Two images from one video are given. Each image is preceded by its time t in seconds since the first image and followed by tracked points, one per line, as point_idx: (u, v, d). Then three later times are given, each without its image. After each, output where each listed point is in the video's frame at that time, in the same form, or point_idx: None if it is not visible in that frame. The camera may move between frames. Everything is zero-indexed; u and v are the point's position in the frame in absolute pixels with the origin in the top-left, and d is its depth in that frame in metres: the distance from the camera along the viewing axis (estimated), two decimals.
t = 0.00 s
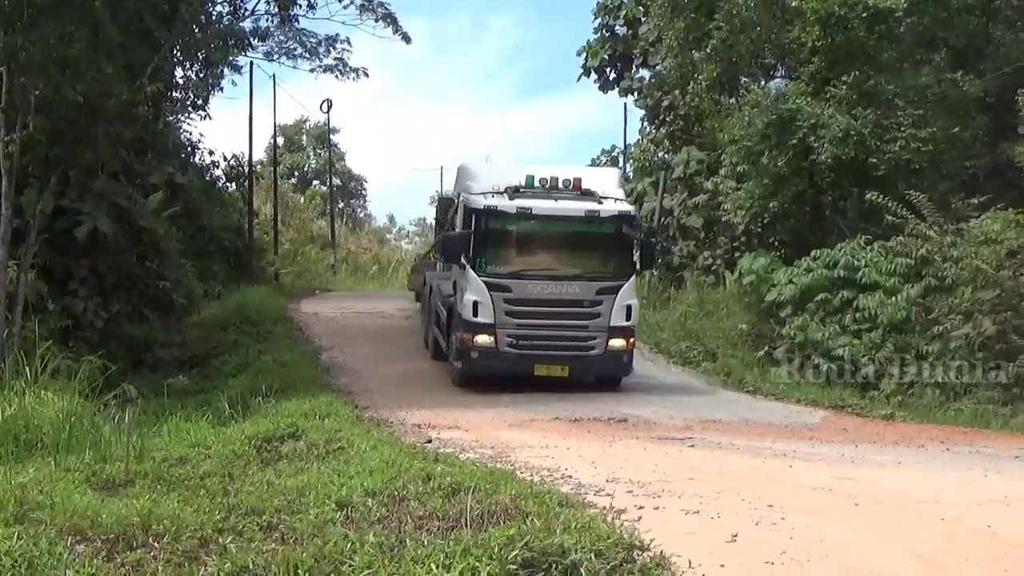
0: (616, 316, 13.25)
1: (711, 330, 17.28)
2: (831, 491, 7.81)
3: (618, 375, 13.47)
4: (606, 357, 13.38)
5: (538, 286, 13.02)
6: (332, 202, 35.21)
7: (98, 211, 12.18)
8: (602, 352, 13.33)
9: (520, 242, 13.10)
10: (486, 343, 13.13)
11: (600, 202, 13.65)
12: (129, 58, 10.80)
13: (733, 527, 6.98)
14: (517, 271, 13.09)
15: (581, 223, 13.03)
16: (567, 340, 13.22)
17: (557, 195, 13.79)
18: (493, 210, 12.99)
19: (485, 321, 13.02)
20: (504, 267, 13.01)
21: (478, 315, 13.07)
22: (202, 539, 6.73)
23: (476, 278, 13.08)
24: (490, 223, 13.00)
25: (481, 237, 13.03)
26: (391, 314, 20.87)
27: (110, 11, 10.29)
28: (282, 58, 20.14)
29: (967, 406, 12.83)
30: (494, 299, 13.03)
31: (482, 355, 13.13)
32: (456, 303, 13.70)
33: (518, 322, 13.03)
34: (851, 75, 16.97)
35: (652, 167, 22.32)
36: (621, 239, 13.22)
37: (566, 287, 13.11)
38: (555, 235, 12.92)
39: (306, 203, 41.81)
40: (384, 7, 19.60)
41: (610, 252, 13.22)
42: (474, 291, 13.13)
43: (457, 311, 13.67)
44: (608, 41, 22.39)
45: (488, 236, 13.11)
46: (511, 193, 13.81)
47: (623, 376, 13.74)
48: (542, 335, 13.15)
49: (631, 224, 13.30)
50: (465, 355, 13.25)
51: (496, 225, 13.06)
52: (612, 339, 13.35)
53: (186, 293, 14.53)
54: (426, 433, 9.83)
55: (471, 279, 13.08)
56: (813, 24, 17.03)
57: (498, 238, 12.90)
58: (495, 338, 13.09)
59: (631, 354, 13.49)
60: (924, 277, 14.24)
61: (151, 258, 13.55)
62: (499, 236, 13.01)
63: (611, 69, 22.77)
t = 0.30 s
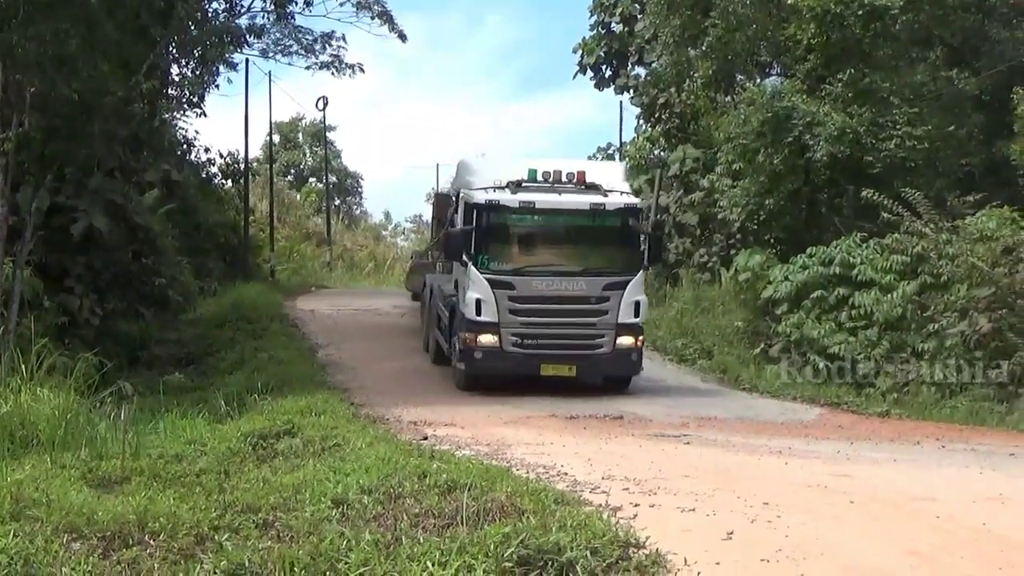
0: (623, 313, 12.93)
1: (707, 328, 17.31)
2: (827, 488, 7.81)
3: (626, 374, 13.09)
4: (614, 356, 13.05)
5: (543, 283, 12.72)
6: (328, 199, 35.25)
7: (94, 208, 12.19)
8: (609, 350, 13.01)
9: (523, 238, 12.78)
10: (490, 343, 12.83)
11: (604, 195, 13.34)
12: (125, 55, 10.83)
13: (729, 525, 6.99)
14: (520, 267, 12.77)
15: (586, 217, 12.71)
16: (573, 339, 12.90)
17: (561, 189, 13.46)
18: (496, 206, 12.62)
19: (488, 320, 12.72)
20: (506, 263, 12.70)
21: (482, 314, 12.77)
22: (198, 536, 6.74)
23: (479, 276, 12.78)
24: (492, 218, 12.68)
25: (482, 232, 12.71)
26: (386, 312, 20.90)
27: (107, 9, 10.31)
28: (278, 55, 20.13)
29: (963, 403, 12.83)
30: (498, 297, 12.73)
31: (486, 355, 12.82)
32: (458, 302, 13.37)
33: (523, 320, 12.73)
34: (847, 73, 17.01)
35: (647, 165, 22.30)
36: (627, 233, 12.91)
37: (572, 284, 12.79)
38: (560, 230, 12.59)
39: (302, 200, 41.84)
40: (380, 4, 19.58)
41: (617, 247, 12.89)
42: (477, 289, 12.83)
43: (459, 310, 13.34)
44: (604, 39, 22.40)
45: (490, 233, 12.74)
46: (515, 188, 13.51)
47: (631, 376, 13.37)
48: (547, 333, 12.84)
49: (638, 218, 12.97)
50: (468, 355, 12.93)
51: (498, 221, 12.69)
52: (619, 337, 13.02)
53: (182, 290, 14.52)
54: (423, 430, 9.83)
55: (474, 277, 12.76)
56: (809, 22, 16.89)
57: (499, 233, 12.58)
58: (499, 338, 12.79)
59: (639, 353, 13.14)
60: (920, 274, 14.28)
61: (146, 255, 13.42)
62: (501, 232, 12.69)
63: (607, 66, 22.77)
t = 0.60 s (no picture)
0: (631, 313, 12.62)
1: (701, 328, 17.30)
2: (821, 488, 7.80)
3: (635, 376, 12.80)
4: (622, 357, 12.74)
5: (549, 283, 12.39)
6: (323, 198, 35.28)
7: (89, 206, 12.17)
8: (617, 351, 12.71)
9: (527, 235, 12.48)
10: (494, 344, 12.47)
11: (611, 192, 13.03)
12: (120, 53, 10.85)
13: (723, 524, 6.98)
14: (525, 267, 12.44)
15: (593, 213, 12.46)
16: (579, 340, 12.58)
17: (566, 185, 13.13)
18: (498, 204, 12.34)
19: (492, 320, 12.36)
20: (509, 262, 12.38)
21: (485, 314, 12.40)
22: (192, 535, 6.74)
23: (481, 275, 12.41)
24: (494, 215, 12.37)
25: (485, 230, 12.39)
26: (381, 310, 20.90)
27: (102, 6, 10.34)
28: (273, 54, 20.12)
29: (957, 403, 12.82)
30: (502, 296, 12.37)
31: (490, 357, 12.45)
32: (460, 302, 12.99)
33: (528, 320, 12.39)
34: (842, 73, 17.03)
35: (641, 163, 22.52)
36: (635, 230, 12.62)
37: (578, 283, 12.47)
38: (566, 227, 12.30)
39: (297, 199, 41.87)
40: (375, 3, 19.59)
41: (624, 245, 12.63)
42: (480, 288, 12.44)
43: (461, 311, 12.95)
44: (599, 38, 22.45)
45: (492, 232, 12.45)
46: (519, 185, 13.20)
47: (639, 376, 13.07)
48: (553, 334, 12.50)
49: (646, 215, 12.63)
50: (471, 357, 12.57)
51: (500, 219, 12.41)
52: (627, 338, 12.72)
53: (176, 289, 14.50)
54: (417, 429, 9.83)
55: (477, 277, 12.40)
56: (804, 22, 17.04)
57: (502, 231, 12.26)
58: (503, 339, 12.43)
59: (648, 353, 12.84)
60: (914, 274, 14.31)
61: (140, 252, 13.46)
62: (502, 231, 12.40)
63: (602, 66, 22.82)
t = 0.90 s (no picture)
0: (639, 316, 12.46)
1: (693, 329, 17.32)
2: (811, 489, 7.82)
3: (642, 381, 12.64)
4: (629, 362, 12.58)
5: (553, 284, 12.20)
6: (315, 197, 35.33)
7: (80, 205, 12.17)
8: (624, 356, 12.54)
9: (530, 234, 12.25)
10: (496, 348, 12.26)
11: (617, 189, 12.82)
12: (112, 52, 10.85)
13: (713, 525, 7.00)
14: (528, 266, 12.23)
15: (598, 211, 12.26)
16: (586, 343, 12.40)
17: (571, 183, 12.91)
18: (501, 202, 12.11)
19: (494, 323, 12.16)
20: (512, 262, 12.18)
21: (487, 317, 12.17)
22: (183, 535, 6.75)
23: (484, 275, 12.18)
24: (496, 212, 12.16)
25: (487, 229, 12.18)
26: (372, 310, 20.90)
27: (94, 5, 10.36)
28: (265, 53, 20.09)
29: (947, 405, 12.86)
30: (505, 298, 12.15)
31: (493, 361, 12.25)
32: (460, 304, 12.75)
33: (532, 323, 12.20)
34: (834, 75, 17.23)
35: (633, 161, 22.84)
36: (642, 230, 12.38)
37: (584, 285, 12.29)
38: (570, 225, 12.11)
39: (289, 198, 41.91)
40: (367, 3, 19.58)
41: (631, 246, 12.44)
42: (483, 290, 12.20)
43: (461, 313, 12.71)
44: (592, 38, 22.43)
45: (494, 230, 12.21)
46: (523, 183, 12.95)
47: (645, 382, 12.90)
48: (558, 338, 12.33)
49: (653, 214, 12.40)
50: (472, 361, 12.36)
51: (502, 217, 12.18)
52: (634, 342, 12.55)
53: (167, 288, 14.48)
54: (408, 430, 9.82)
55: (479, 277, 12.17)
56: (796, 23, 17.11)
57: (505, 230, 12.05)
58: (506, 342, 12.24)
59: (655, 359, 12.68)
60: (905, 276, 14.31)
61: (132, 251, 13.50)
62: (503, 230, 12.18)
63: (594, 67, 22.83)
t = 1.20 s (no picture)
0: (647, 318, 12.26)
1: (686, 330, 17.35)
2: (804, 492, 7.81)
3: (650, 386, 12.41)
4: (637, 366, 12.37)
5: (557, 285, 12.04)
6: (308, 198, 35.38)
7: (73, 205, 12.17)
8: (631, 360, 12.34)
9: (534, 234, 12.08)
10: (498, 352, 12.10)
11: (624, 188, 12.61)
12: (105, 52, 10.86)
13: (706, 527, 7.00)
14: (532, 267, 12.08)
15: (605, 210, 12.11)
16: (592, 347, 12.22)
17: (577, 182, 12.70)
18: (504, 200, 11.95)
19: (498, 327, 12.00)
20: (517, 262, 12.03)
21: (490, 320, 12.00)
22: (175, 536, 6.75)
23: (486, 276, 12.01)
24: (500, 212, 12.01)
25: (490, 228, 12.02)
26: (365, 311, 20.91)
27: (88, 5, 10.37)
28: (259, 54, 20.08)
29: (940, 407, 12.90)
30: (508, 300, 12.00)
31: (495, 365, 12.10)
32: (461, 307, 12.57)
33: (535, 325, 12.05)
34: (827, 77, 17.20)
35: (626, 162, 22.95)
36: (649, 229, 12.17)
37: (589, 286, 12.12)
38: (576, 225, 11.97)
39: (283, 199, 42.00)
40: (360, 4, 19.60)
41: (638, 246, 12.24)
42: (485, 292, 12.04)
43: (463, 316, 12.53)
44: (585, 40, 22.54)
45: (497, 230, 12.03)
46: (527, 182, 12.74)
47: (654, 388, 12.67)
48: (563, 340, 12.16)
49: (662, 213, 12.21)
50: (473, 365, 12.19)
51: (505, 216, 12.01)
52: (642, 345, 12.35)
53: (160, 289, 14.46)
54: (401, 431, 9.83)
55: (480, 279, 12.01)
56: (789, 26, 17.32)
57: (509, 230, 11.91)
58: (509, 346, 12.08)
59: (664, 363, 12.45)
60: (898, 278, 14.46)
61: (125, 252, 13.41)
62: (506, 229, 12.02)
63: (588, 68, 22.92)
